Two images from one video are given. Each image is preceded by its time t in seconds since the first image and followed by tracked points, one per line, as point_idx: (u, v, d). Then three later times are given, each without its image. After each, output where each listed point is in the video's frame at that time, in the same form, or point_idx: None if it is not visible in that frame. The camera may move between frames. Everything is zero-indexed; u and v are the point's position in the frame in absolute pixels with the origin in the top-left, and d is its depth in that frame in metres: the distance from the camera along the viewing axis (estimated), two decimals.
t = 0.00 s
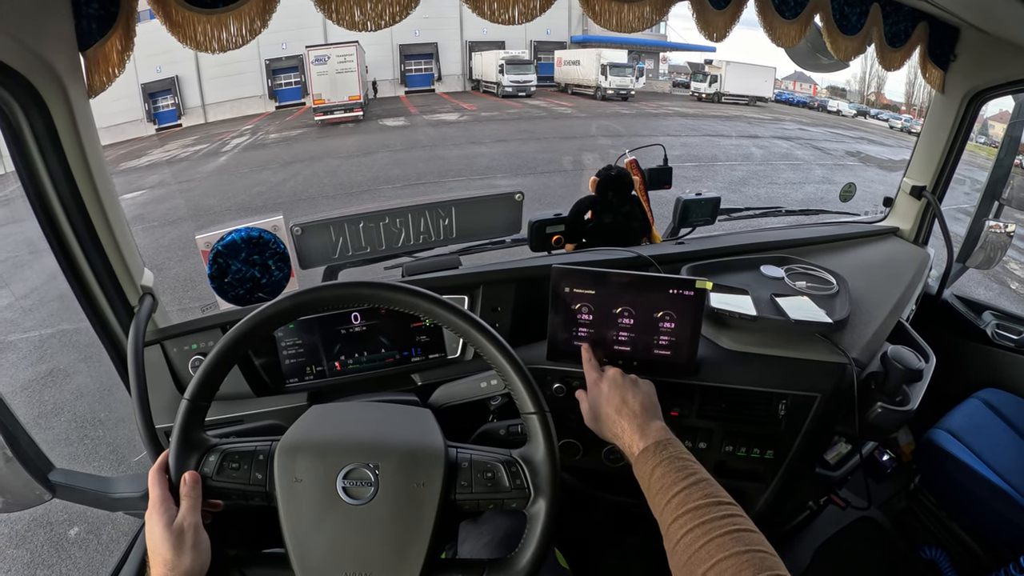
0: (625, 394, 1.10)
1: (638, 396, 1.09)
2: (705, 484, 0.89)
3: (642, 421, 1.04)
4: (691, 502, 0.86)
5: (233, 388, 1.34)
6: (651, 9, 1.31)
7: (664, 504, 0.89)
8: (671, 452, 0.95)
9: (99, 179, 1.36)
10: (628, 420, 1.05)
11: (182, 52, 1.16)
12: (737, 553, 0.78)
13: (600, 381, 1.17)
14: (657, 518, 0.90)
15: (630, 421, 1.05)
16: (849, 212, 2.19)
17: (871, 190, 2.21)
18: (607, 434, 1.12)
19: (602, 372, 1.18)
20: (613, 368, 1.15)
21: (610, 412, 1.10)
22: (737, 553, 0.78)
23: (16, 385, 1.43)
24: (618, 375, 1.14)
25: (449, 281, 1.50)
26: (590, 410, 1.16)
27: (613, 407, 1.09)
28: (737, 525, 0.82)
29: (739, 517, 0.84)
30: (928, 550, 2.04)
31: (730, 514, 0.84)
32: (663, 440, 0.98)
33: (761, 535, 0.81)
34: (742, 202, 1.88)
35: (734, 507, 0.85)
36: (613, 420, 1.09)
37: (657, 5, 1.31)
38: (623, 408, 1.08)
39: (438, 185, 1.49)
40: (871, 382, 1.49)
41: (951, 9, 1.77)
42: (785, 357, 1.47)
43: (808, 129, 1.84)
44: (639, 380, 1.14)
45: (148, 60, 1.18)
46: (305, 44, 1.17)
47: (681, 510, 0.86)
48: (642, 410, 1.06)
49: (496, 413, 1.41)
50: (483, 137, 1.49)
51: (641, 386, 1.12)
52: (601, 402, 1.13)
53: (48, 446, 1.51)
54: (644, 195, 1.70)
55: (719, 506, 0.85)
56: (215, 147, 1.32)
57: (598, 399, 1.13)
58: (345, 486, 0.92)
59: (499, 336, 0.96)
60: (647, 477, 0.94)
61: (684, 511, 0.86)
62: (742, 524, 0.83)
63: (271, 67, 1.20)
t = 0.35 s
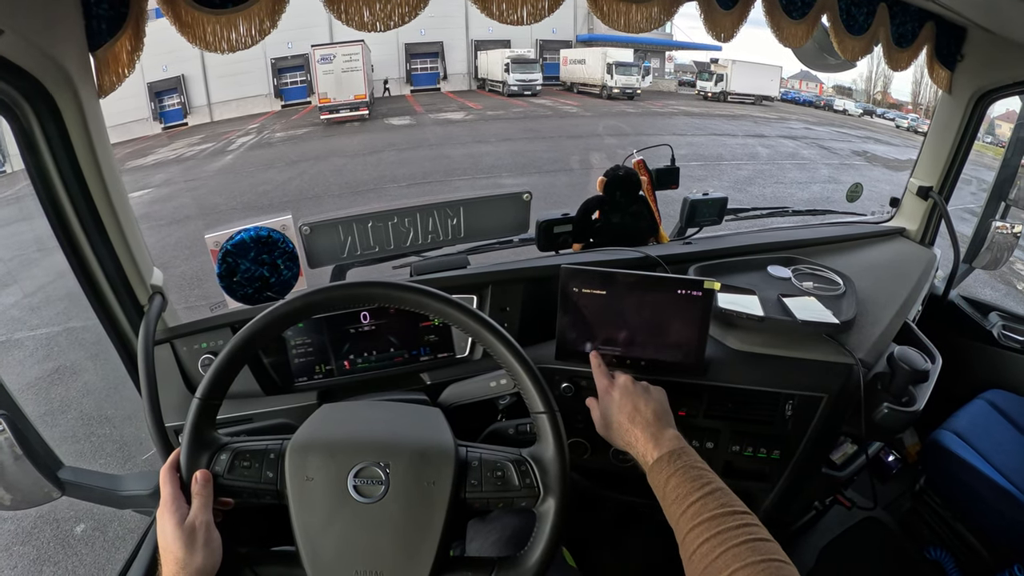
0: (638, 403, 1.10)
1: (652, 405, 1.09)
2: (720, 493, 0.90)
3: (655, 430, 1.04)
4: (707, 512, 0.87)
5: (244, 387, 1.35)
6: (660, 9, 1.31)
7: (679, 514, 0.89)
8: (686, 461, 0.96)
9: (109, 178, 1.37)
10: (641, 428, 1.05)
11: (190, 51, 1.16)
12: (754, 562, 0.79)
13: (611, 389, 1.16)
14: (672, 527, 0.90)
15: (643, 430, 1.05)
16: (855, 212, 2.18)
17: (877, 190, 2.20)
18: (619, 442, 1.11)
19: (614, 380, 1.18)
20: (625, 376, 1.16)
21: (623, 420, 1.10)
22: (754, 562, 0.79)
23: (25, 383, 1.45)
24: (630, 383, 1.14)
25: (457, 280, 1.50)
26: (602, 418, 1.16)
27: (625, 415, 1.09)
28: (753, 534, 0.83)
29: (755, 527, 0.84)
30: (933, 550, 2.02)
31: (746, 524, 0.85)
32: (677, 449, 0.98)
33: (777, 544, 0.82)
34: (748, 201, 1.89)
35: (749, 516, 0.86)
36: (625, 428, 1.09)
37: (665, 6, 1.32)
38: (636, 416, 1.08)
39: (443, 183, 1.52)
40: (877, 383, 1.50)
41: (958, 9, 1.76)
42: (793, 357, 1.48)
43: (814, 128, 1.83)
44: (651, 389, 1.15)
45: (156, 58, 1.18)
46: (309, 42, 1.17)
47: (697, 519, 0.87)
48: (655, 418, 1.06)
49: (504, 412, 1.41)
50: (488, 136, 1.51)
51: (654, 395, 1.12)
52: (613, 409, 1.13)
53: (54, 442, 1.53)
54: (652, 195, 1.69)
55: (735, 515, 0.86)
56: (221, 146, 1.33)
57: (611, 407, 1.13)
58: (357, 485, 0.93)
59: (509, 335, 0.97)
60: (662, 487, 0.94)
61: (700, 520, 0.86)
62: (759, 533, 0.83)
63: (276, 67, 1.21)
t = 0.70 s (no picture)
0: (621, 289, 0.80)
1: (640, 294, 0.80)
2: (723, 404, 0.69)
3: (646, 325, 0.76)
4: (710, 429, 0.67)
5: (252, 385, 1.35)
6: (669, 7, 1.30)
7: (672, 427, 0.69)
8: (684, 367, 0.72)
9: (117, 175, 1.37)
10: (625, 318, 0.78)
11: (194, 49, 1.17)
12: (762, 492, 0.62)
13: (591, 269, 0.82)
14: (660, 438, 0.71)
15: (627, 320, 0.78)
16: (863, 212, 2.17)
17: (884, 191, 2.18)
18: (591, 336, 0.83)
19: (594, 259, 0.83)
20: (608, 254, 0.83)
21: (599, 308, 0.80)
22: (767, 495, 0.62)
23: (30, 379, 1.44)
24: (614, 263, 0.82)
25: (465, 278, 1.52)
26: (576, 309, 0.83)
27: (602, 303, 0.80)
28: (762, 455, 0.65)
29: (763, 445, 0.66)
30: (940, 552, 2.00)
31: (756, 445, 0.66)
32: (672, 350, 0.74)
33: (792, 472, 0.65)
34: (754, 201, 1.88)
35: (758, 434, 0.67)
36: (601, 320, 0.80)
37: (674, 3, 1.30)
38: (618, 303, 0.79)
39: (446, 182, 1.49)
40: (886, 384, 1.50)
41: (966, 7, 1.75)
42: (803, 356, 1.48)
43: (820, 127, 1.80)
44: (639, 268, 0.86)
45: (160, 56, 1.18)
46: (316, 41, 1.18)
47: (696, 437, 0.67)
48: (643, 309, 0.78)
49: (514, 410, 1.41)
50: (494, 134, 1.47)
51: (641, 280, 0.81)
52: (584, 296, 0.82)
53: (59, 438, 1.51)
54: (661, 193, 1.71)
55: (743, 433, 0.67)
56: (226, 144, 1.32)
57: (582, 290, 0.82)
58: (364, 483, 0.93)
59: (518, 333, 0.96)
60: (652, 396, 0.71)
61: (699, 437, 0.66)
62: (769, 456, 0.66)
63: (282, 65, 1.21)
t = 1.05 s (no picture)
0: (555, 98, 0.64)
1: (580, 105, 0.63)
2: (686, 230, 0.53)
3: (586, 138, 0.61)
4: (668, 266, 0.51)
5: (264, 380, 1.33)
6: (683, 4, 1.29)
7: (621, 266, 0.54)
8: (638, 188, 0.56)
9: (127, 169, 1.36)
10: (562, 132, 0.62)
11: (203, 43, 1.13)
12: (745, 359, 0.48)
13: (520, 74, 0.66)
14: (614, 289, 0.55)
15: (565, 135, 0.62)
16: (874, 211, 2.15)
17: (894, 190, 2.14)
18: (524, 157, 0.68)
19: (524, 62, 0.66)
20: (540, 55, 0.66)
21: (532, 122, 0.64)
22: (742, 354, 0.48)
23: (36, 375, 1.47)
24: (548, 65, 0.66)
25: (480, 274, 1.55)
26: (508, 125, 0.67)
27: (536, 117, 0.64)
28: (747, 307, 0.50)
29: (747, 297, 0.51)
30: (950, 553, 2.03)
31: (730, 284, 0.51)
32: (622, 168, 0.58)
33: (776, 320, 0.51)
34: (768, 201, 1.90)
35: (732, 270, 0.52)
36: (537, 138, 0.64)
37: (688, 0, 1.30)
38: (555, 118, 0.63)
39: (453, 179, 1.41)
40: (900, 382, 1.49)
41: (979, 4, 1.73)
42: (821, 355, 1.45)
43: (826, 127, 1.80)
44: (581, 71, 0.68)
45: (168, 53, 1.15)
46: (322, 39, 1.16)
47: (650, 275, 0.52)
48: (583, 121, 0.62)
49: (529, 408, 1.40)
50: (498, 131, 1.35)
51: (586, 88, 0.66)
52: (517, 109, 0.65)
53: (64, 433, 1.53)
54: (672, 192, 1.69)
55: (711, 268, 0.51)
56: (231, 141, 1.26)
57: (513, 102, 0.66)
58: (381, 481, 0.91)
59: (536, 329, 0.95)
60: (598, 228, 0.56)
61: (654, 276, 0.51)
62: (749, 298, 0.51)
63: (288, 62, 1.18)
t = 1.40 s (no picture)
0: (552, 74, 0.63)
1: (577, 80, 0.62)
2: (691, 205, 0.52)
3: (584, 113, 0.60)
4: (672, 242, 0.50)
5: (275, 377, 1.32)
6: None
7: (625, 243, 0.53)
8: (639, 163, 0.55)
9: (136, 161, 1.36)
10: (560, 109, 0.61)
11: (205, 41, 1.14)
12: (757, 337, 0.47)
13: (516, 50, 0.65)
14: (617, 269, 0.54)
15: (563, 112, 0.61)
16: (882, 211, 2.15)
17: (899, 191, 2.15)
18: (522, 136, 0.66)
19: (522, 39, 0.65)
20: (537, 31, 0.65)
21: (528, 99, 0.63)
22: (753, 330, 0.47)
23: (39, 369, 1.44)
24: (545, 41, 0.65)
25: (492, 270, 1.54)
26: (502, 104, 0.65)
27: (533, 93, 0.63)
28: (756, 284, 0.49)
29: (755, 273, 0.50)
30: (957, 552, 2.01)
31: (736, 260, 0.50)
32: (622, 143, 0.57)
33: (786, 295, 0.49)
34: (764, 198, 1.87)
35: (739, 246, 0.51)
36: (534, 115, 0.63)
37: None
38: (552, 95, 0.62)
39: (464, 175, 1.42)
40: (912, 380, 1.49)
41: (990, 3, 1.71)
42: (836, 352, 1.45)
43: (831, 126, 1.80)
44: (581, 49, 0.67)
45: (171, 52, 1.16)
46: (325, 36, 1.15)
47: (656, 253, 0.51)
48: (582, 97, 0.61)
49: (543, 405, 1.40)
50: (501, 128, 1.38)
51: (584, 65, 0.64)
52: (512, 86, 0.64)
53: (67, 429, 1.50)
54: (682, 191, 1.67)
55: (716, 244, 0.50)
56: (234, 138, 1.28)
57: (508, 80, 0.64)
58: (400, 480, 0.90)
59: (557, 325, 0.94)
60: (600, 205, 0.55)
61: (659, 253, 0.50)
62: (757, 274, 0.50)
63: (290, 59, 1.18)
